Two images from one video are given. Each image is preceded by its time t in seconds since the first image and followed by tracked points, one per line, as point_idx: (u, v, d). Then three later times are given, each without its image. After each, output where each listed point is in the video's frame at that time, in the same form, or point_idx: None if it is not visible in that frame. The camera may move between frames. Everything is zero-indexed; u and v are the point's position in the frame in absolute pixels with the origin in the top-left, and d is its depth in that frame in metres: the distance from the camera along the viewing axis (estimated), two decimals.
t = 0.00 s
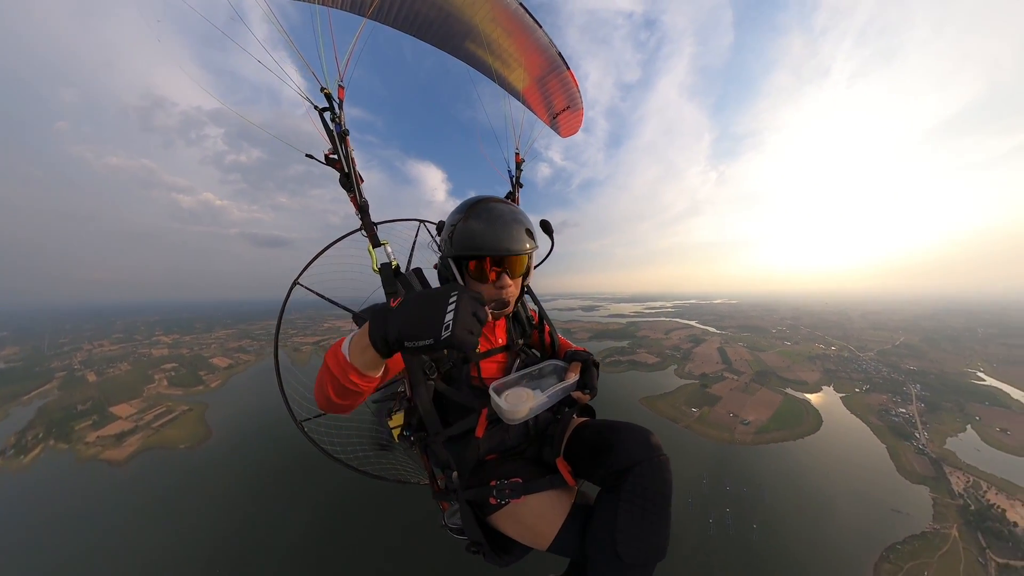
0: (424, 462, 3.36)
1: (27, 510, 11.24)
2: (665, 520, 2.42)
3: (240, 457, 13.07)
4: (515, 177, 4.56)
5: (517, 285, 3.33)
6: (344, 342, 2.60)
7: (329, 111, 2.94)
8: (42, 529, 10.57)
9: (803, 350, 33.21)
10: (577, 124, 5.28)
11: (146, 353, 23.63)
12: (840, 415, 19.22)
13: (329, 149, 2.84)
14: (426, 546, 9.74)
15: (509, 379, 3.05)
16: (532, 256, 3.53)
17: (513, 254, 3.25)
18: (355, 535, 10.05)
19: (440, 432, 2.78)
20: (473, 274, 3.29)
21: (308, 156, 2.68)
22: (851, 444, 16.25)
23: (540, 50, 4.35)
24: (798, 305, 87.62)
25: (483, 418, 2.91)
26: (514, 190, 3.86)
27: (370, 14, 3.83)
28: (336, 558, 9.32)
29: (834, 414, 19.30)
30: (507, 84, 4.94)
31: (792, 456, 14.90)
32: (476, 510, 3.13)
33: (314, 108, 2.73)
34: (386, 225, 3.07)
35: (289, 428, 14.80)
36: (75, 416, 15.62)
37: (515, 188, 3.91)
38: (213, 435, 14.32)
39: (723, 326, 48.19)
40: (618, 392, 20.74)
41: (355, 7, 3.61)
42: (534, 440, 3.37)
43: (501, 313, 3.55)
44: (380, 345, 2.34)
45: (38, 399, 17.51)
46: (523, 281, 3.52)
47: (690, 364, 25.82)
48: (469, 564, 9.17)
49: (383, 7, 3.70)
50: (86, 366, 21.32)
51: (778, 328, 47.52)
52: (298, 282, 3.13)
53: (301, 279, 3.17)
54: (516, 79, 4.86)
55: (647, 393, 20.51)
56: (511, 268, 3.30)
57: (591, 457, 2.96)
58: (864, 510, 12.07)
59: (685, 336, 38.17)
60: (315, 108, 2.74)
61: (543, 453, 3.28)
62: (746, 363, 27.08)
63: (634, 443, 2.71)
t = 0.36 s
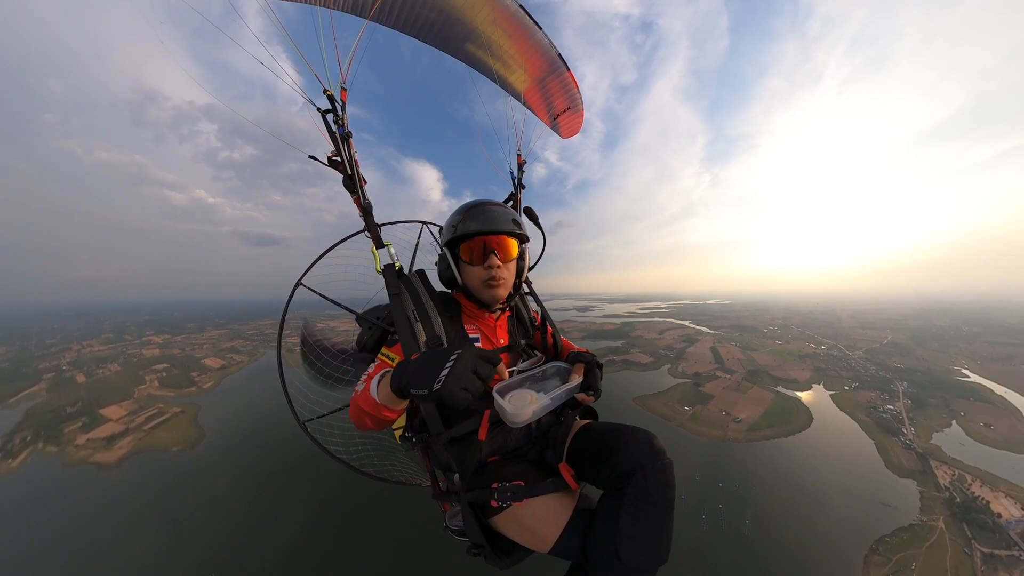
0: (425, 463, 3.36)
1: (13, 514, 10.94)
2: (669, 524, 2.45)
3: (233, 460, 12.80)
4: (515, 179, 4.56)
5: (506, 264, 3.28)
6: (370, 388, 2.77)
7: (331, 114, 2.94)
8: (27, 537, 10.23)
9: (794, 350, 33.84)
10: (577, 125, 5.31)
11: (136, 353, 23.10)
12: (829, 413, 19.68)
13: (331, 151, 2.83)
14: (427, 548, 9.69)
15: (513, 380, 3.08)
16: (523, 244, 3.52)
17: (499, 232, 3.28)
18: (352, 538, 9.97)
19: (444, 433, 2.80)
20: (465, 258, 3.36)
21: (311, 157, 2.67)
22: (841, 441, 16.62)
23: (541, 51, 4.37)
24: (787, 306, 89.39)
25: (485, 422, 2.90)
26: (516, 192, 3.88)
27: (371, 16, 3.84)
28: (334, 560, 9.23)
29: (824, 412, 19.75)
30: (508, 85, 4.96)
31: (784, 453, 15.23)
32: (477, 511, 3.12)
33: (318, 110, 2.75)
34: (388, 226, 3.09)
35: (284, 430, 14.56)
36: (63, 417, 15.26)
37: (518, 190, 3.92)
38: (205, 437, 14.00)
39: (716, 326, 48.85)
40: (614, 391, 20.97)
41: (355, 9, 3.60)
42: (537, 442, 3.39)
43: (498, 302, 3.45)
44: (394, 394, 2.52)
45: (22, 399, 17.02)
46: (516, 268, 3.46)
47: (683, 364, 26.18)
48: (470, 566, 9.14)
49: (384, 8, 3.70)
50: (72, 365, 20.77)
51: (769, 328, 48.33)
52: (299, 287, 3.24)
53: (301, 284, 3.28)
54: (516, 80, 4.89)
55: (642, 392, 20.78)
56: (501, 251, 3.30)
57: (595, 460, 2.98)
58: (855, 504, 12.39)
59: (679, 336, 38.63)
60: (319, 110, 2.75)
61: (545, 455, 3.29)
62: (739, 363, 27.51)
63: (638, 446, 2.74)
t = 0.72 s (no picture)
0: (428, 467, 3.35)
1: None
2: (674, 528, 2.46)
3: (228, 464, 12.52)
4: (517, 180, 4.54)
5: (502, 264, 3.26)
6: (380, 404, 2.82)
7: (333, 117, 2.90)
8: (14, 547, 9.84)
9: (785, 348, 34.53)
10: (579, 125, 5.31)
11: (125, 355, 22.58)
12: (820, 410, 20.17)
13: (333, 155, 2.79)
14: (433, 550, 9.63)
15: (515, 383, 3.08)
16: (519, 244, 3.52)
17: (494, 232, 3.28)
18: (351, 540, 9.88)
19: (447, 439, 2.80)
20: (461, 259, 3.35)
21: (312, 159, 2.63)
22: (831, 437, 17.08)
23: (542, 52, 4.36)
24: (775, 305, 91.31)
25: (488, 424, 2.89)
26: (518, 193, 3.87)
27: (373, 19, 3.84)
28: (332, 564, 9.13)
29: (815, 408, 20.24)
30: (509, 86, 4.95)
31: (775, 448, 15.61)
32: (480, 515, 3.12)
33: (319, 114, 2.73)
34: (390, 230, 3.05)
35: (281, 433, 14.30)
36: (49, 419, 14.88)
37: (521, 191, 3.91)
38: (199, 442, 13.69)
39: (708, 325, 49.63)
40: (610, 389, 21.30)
41: (356, 10, 3.55)
42: (541, 445, 3.39)
43: (496, 303, 3.41)
44: (405, 413, 2.56)
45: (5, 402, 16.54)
46: (512, 268, 3.43)
47: (677, 362, 26.62)
48: (475, 569, 9.09)
49: (386, 11, 3.69)
50: (59, 367, 20.25)
51: (760, 327, 49.31)
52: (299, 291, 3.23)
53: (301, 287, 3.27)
54: (518, 81, 4.89)
55: (638, 390, 21.10)
56: (497, 252, 3.28)
57: (599, 463, 2.99)
58: (846, 498, 12.77)
59: (672, 335, 39.17)
60: (320, 113, 2.73)
61: (549, 458, 3.29)
62: (731, 361, 28.01)
63: (643, 451, 2.76)
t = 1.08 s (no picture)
0: (426, 464, 3.35)
1: None
2: (670, 528, 2.48)
3: (225, 465, 12.41)
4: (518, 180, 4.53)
5: (498, 261, 3.26)
6: (381, 404, 2.81)
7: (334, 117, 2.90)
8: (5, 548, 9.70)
9: (779, 348, 34.92)
10: (580, 126, 5.33)
11: (118, 355, 22.28)
12: (813, 408, 20.44)
13: (334, 153, 2.78)
14: (431, 549, 9.61)
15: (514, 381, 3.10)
16: (518, 241, 3.50)
17: (490, 228, 3.27)
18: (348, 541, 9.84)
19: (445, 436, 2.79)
20: (457, 256, 3.36)
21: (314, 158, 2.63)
22: (823, 435, 17.33)
23: (543, 53, 4.37)
24: (768, 306, 92.35)
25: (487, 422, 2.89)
26: (518, 193, 3.88)
27: (375, 21, 3.85)
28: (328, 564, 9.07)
29: (809, 407, 20.53)
30: (510, 87, 4.96)
31: (769, 446, 15.81)
32: (477, 513, 3.12)
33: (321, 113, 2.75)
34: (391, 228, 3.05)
35: (277, 433, 14.19)
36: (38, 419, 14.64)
37: (521, 191, 3.92)
38: (195, 443, 13.55)
39: (703, 325, 50.05)
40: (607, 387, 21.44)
41: (358, 12, 3.56)
42: (538, 443, 3.40)
43: (494, 300, 3.41)
44: (407, 416, 2.56)
45: None
46: (509, 265, 3.41)
47: (673, 362, 26.82)
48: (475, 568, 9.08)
49: (387, 14, 3.70)
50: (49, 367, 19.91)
51: (755, 327, 49.90)
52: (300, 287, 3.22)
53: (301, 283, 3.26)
54: (519, 83, 4.91)
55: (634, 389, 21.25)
56: (494, 249, 3.28)
57: (597, 463, 3.00)
58: (839, 493, 13.02)
59: (667, 334, 39.46)
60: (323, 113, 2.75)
61: (546, 456, 3.30)
62: (727, 361, 28.26)
63: (640, 451, 2.78)
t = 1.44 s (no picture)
0: (428, 465, 3.35)
1: None
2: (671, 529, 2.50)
3: (221, 466, 12.30)
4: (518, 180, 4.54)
5: (498, 261, 3.26)
6: (382, 407, 2.79)
7: (334, 118, 2.89)
8: None
9: (773, 347, 35.33)
10: (581, 125, 5.34)
11: (110, 355, 21.93)
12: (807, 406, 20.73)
13: (335, 155, 2.76)
14: (431, 550, 9.60)
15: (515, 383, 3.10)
16: (517, 240, 3.49)
17: (490, 228, 3.27)
18: (346, 542, 9.78)
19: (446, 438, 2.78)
20: (457, 257, 3.36)
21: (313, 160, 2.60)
22: (816, 432, 17.60)
23: (544, 53, 4.37)
24: (762, 305, 93.44)
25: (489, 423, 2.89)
26: (519, 193, 3.89)
27: (374, 22, 3.83)
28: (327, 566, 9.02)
29: (804, 405, 20.82)
30: (511, 87, 4.96)
31: (763, 444, 16.03)
32: (478, 514, 3.12)
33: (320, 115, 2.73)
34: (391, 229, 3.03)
35: (273, 434, 14.06)
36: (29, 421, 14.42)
37: (521, 192, 3.92)
38: (192, 443, 13.40)
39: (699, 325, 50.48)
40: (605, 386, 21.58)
41: (358, 14, 3.56)
42: (540, 445, 3.41)
43: (494, 300, 3.40)
44: (408, 420, 2.54)
45: None
46: (509, 265, 3.40)
47: (669, 361, 27.02)
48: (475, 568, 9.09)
49: (386, 14, 3.69)
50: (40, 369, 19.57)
51: (749, 326, 50.44)
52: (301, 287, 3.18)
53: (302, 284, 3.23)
54: (520, 82, 4.90)
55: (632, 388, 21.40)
56: (494, 249, 3.27)
57: (599, 465, 3.01)
58: (833, 489, 13.28)
59: (663, 334, 39.75)
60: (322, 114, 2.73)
61: (548, 457, 3.31)
62: (722, 360, 28.51)
63: (642, 452, 2.79)
